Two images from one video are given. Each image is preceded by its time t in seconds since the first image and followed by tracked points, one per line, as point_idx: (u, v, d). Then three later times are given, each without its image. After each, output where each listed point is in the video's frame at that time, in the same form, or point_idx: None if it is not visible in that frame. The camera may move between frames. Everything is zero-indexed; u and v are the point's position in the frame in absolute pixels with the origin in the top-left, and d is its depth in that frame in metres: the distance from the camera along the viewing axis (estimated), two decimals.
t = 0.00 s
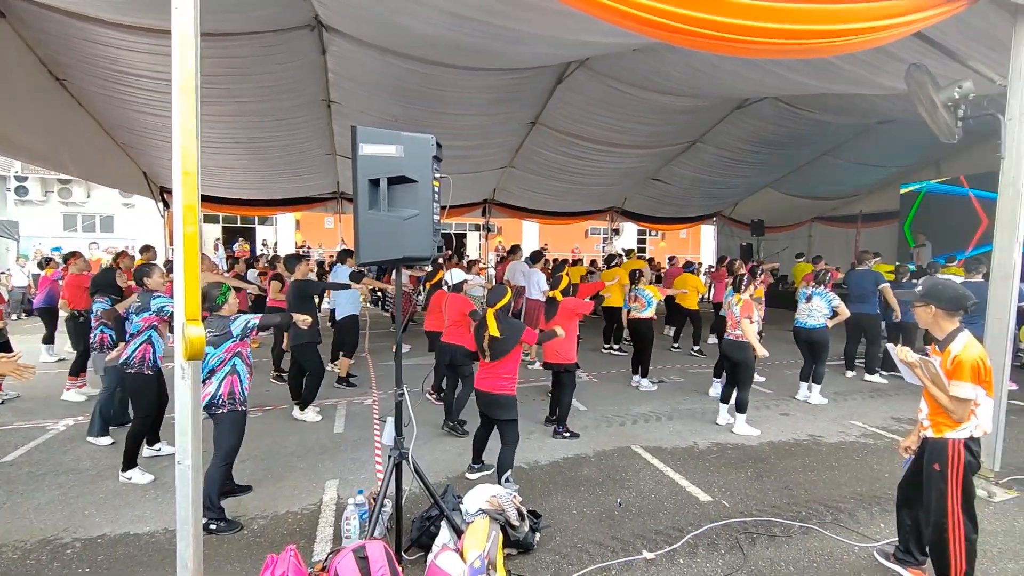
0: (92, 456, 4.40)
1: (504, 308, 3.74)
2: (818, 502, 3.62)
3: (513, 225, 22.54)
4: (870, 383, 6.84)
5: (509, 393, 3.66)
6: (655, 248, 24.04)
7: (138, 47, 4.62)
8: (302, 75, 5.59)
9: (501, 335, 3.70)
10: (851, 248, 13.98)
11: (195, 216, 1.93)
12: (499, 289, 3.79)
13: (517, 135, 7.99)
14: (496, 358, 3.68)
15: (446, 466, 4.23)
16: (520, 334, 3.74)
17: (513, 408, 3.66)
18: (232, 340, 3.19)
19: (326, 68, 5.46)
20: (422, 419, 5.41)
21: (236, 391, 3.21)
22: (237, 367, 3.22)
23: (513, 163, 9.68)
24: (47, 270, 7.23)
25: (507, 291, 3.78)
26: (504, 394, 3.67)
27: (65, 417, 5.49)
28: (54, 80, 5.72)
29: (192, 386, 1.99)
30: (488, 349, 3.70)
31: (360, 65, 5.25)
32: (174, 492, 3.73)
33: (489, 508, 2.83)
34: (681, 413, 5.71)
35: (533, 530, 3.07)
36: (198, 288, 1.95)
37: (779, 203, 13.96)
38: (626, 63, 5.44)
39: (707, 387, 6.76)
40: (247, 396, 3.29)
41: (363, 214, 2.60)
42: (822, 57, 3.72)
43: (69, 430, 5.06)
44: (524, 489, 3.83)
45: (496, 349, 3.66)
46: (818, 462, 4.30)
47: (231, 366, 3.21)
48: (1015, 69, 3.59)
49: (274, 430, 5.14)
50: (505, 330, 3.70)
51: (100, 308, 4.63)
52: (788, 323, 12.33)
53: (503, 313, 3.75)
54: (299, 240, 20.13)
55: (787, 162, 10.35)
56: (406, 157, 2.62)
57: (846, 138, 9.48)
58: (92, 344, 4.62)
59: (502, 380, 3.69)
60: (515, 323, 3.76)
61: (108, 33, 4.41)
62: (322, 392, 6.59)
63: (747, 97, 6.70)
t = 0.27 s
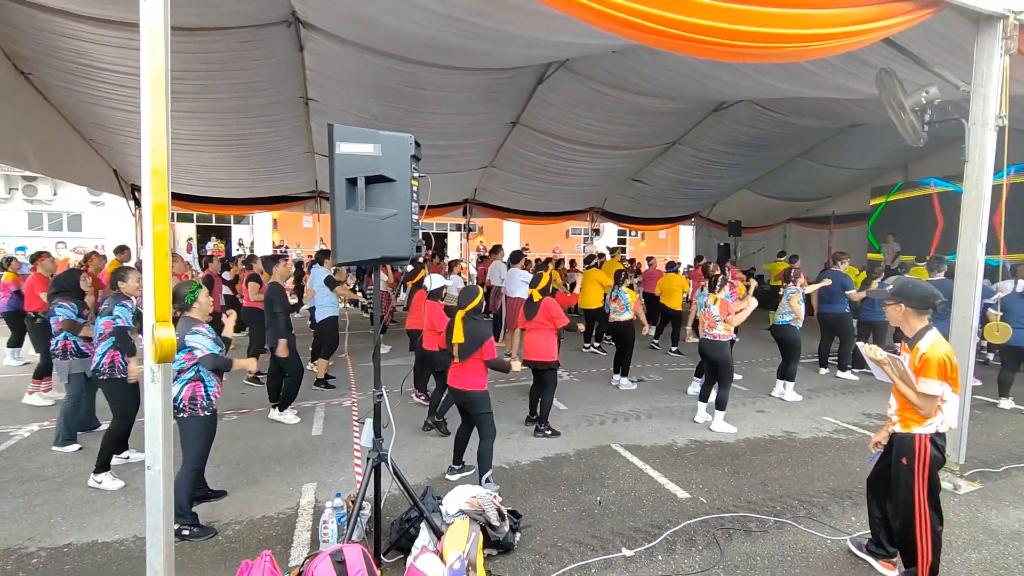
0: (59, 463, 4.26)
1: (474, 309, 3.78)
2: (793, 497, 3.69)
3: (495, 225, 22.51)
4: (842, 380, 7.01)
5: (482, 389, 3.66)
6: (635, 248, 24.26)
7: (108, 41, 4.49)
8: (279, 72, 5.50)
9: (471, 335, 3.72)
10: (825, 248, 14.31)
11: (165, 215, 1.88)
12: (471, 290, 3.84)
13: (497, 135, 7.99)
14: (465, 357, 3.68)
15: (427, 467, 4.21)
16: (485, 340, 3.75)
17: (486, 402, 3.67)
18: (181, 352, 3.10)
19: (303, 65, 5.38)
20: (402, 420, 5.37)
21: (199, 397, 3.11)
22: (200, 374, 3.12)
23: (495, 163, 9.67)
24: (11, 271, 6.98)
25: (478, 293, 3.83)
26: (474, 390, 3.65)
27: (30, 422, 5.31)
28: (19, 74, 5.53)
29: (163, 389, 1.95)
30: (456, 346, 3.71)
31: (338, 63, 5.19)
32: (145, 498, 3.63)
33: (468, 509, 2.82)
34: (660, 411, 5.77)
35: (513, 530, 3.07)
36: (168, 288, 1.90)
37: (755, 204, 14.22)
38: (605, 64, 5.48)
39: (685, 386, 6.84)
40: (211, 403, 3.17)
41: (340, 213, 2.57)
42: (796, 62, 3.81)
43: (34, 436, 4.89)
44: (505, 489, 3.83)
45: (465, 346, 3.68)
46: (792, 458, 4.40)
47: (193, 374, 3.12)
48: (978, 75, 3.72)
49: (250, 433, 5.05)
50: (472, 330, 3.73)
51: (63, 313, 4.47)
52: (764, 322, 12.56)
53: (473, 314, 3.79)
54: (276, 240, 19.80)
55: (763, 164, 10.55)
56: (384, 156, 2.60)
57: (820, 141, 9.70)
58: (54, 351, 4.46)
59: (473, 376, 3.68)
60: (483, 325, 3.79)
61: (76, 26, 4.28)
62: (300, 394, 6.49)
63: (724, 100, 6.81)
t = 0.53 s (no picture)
0: (29, 469, 4.14)
1: (452, 305, 3.77)
2: (771, 493, 3.76)
3: (478, 225, 22.46)
4: (819, 377, 7.14)
5: (459, 388, 3.64)
6: (618, 248, 24.41)
7: (80, 34, 4.37)
8: (257, 68, 5.41)
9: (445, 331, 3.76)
10: (802, 248, 14.58)
11: (137, 214, 1.84)
12: (452, 286, 3.80)
13: (480, 135, 7.97)
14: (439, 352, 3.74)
15: (409, 469, 4.18)
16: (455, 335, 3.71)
17: (461, 402, 3.64)
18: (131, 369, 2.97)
19: (283, 62, 5.30)
20: (384, 421, 5.32)
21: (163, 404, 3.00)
22: (162, 385, 2.96)
23: (478, 162, 9.65)
24: None
25: (460, 288, 3.79)
26: (451, 387, 3.64)
27: None
28: None
29: (136, 392, 1.90)
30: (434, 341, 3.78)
31: (318, 60, 5.12)
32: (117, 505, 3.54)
33: (451, 510, 2.84)
34: (642, 410, 5.82)
35: (495, 530, 3.06)
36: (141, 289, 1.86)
37: (735, 204, 14.42)
38: (587, 65, 5.50)
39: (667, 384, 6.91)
40: (180, 410, 3.07)
41: (319, 212, 2.53)
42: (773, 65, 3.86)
43: (1, 442, 4.74)
44: (488, 490, 3.82)
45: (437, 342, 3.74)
46: (770, 454, 4.47)
47: (156, 384, 2.97)
48: (948, 80, 3.81)
49: (228, 436, 4.96)
50: (445, 327, 3.77)
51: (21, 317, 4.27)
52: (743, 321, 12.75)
53: (450, 311, 3.79)
54: (256, 239, 19.48)
55: (743, 165, 10.70)
56: (363, 154, 2.57)
57: (798, 143, 9.87)
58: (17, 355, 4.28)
59: (451, 373, 3.67)
60: (454, 322, 3.79)
61: (46, 19, 4.16)
62: (280, 396, 6.39)
63: (704, 102, 6.90)
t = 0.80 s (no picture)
0: None
1: (435, 304, 3.79)
2: (746, 488, 3.82)
3: (458, 224, 22.38)
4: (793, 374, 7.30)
5: (434, 388, 3.61)
6: (598, 247, 24.58)
7: (43, 26, 4.22)
8: (232, 64, 5.30)
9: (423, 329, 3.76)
10: (777, 248, 14.88)
11: (101, 212, 1.78)
12: (434, 284, 3.83)
13: (460, 134, 7.94)
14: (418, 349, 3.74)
15: (388, 470, 4.14)
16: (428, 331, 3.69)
17: (434, 403, 3.61)
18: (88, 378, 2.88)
19: (258, 58, 5.20)
20: (363, 423, 5.27)
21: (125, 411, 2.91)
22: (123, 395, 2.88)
23: (458, 162, 9.61)
24: None
25: (441, 287, 3.82)
26: (428, 388, 3.61)
27: None
28: None
29: (100, 397, 1.85)
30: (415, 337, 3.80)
31: (295, 57, 5.04)
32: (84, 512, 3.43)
33: (429, 510, 2.79)
34: (621, 408, 5.87)
35: (474, 530, 3.06)
36: (106, 289, 1.80)
37: (712, 205, 14.63)
38: (567, 65, 5.52)
39: (645, 383, 6.97)
40: (143, 417, 2.98)
41: (293, 211, 2.49)
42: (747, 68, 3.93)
43: None
44: (468, 490, 3.81)
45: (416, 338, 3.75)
46: (746, 450, 4.55)
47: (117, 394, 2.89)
48: (914, 85, 3.92)
49: (202, 439, 4.85)
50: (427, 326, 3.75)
51: None
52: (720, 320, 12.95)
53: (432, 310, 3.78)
54: (231, 239, 19.09)
55: (720, 166, 10.86)
56: (339, 152, 2.54)
57: (772, 145, 10.07)
58: None
59: (427, 372, 3.65)
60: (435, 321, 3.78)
61: (7, 9, 4.00)
62: (256, 398, 6.28)
63: (682, 103, 6.99)
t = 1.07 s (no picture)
0: None
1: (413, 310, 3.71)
2: (726, 484, 3.87)
3: (441, 223, 22.27)
4: (771, 371, 7.42)
5: (420, 394, 3.61)
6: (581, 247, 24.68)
7: (10, 17, 4.08)
8: (209, 59, 5.19)
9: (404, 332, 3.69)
10: (756, 248, 15.11)
11: (68, 210, 1.73)
12: (413, 289, 3.76)
13: (442, 133, 7.90)
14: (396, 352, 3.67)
15: (369, 472, 4.10)
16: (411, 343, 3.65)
17: (425, 405, 3.61)
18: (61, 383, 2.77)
19: (236, 54, 5.10)
20: (344, 424, 5.21)
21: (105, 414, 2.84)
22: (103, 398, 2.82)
23: (441, 161, 9.56)
24: None
25: (421, 292, 3.77)
26: (414, 393, 3.61)
27: None
28: None
29: (68, 400, 1.79)
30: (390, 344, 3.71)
31: (273, 53, 4.96)
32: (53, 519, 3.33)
33: (410, 512, 2.71)
34: (603, 407, 5.90)
35: (456, 530, 3.05)
36: (73, 289, 1.75)
37: (693, 205, 14.80)
38: (549, 65, 5.53)
39: (627, 381, 7.02)
40: (124, 420, 2.91)
41: (269, 210, 2.45)
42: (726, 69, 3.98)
43: None
44: (450, 490, 3.79)
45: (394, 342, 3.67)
46: (725, 447, 4.61)
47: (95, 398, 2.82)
48: (887, 88, 4.01)
49: (178, 443, 4.75)
50: (409, 329, 3.68)
51: None
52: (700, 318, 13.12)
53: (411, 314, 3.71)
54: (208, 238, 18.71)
55: (701, 167, 10.98)
56: (317, 150, 2.51)
57: (752, 146, 10.22)
58: None
59: (409, 378, 3.62)
60: (415, 326, 3.72)
61: None
62: (234, 400, 6.16)
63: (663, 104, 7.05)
